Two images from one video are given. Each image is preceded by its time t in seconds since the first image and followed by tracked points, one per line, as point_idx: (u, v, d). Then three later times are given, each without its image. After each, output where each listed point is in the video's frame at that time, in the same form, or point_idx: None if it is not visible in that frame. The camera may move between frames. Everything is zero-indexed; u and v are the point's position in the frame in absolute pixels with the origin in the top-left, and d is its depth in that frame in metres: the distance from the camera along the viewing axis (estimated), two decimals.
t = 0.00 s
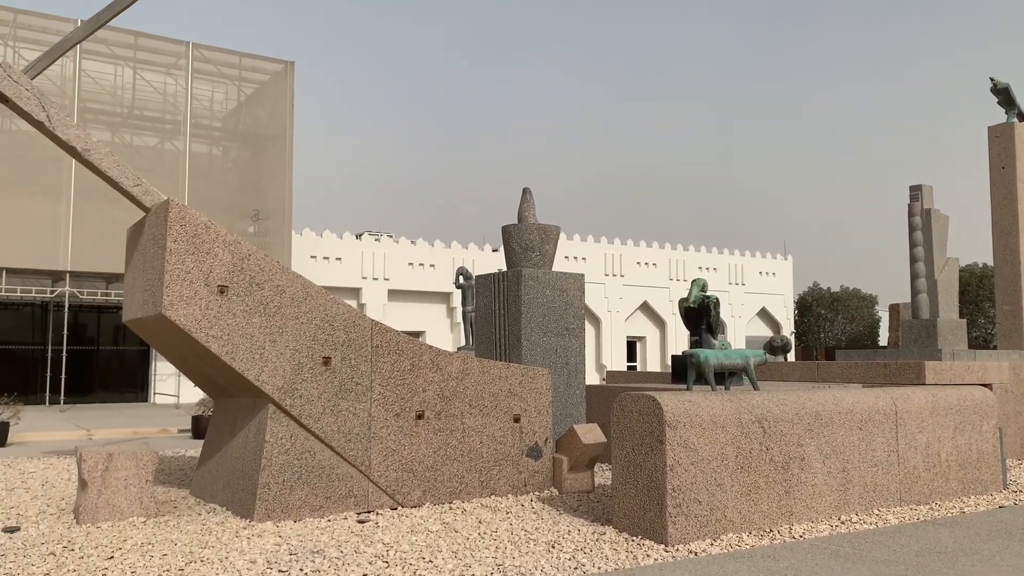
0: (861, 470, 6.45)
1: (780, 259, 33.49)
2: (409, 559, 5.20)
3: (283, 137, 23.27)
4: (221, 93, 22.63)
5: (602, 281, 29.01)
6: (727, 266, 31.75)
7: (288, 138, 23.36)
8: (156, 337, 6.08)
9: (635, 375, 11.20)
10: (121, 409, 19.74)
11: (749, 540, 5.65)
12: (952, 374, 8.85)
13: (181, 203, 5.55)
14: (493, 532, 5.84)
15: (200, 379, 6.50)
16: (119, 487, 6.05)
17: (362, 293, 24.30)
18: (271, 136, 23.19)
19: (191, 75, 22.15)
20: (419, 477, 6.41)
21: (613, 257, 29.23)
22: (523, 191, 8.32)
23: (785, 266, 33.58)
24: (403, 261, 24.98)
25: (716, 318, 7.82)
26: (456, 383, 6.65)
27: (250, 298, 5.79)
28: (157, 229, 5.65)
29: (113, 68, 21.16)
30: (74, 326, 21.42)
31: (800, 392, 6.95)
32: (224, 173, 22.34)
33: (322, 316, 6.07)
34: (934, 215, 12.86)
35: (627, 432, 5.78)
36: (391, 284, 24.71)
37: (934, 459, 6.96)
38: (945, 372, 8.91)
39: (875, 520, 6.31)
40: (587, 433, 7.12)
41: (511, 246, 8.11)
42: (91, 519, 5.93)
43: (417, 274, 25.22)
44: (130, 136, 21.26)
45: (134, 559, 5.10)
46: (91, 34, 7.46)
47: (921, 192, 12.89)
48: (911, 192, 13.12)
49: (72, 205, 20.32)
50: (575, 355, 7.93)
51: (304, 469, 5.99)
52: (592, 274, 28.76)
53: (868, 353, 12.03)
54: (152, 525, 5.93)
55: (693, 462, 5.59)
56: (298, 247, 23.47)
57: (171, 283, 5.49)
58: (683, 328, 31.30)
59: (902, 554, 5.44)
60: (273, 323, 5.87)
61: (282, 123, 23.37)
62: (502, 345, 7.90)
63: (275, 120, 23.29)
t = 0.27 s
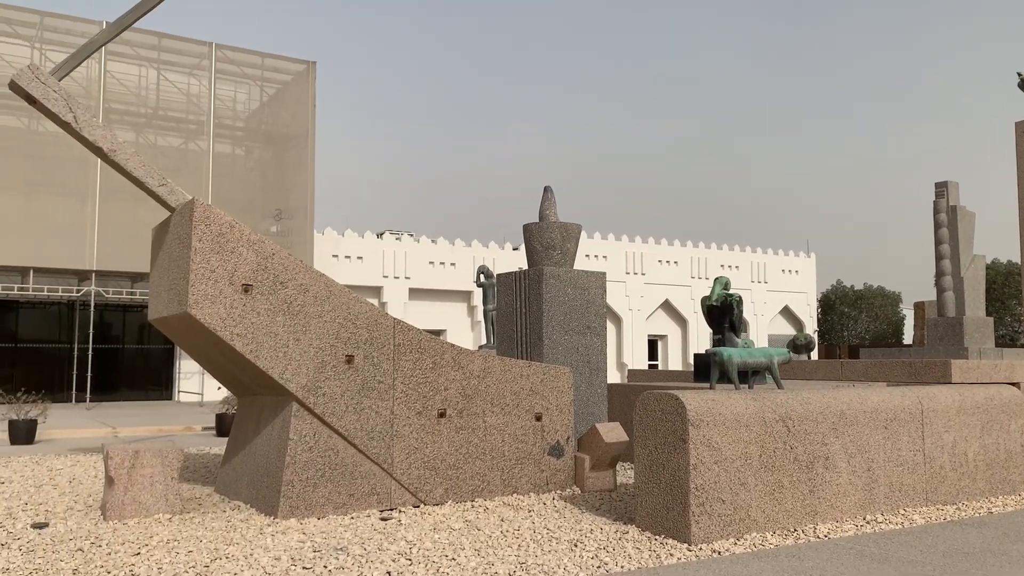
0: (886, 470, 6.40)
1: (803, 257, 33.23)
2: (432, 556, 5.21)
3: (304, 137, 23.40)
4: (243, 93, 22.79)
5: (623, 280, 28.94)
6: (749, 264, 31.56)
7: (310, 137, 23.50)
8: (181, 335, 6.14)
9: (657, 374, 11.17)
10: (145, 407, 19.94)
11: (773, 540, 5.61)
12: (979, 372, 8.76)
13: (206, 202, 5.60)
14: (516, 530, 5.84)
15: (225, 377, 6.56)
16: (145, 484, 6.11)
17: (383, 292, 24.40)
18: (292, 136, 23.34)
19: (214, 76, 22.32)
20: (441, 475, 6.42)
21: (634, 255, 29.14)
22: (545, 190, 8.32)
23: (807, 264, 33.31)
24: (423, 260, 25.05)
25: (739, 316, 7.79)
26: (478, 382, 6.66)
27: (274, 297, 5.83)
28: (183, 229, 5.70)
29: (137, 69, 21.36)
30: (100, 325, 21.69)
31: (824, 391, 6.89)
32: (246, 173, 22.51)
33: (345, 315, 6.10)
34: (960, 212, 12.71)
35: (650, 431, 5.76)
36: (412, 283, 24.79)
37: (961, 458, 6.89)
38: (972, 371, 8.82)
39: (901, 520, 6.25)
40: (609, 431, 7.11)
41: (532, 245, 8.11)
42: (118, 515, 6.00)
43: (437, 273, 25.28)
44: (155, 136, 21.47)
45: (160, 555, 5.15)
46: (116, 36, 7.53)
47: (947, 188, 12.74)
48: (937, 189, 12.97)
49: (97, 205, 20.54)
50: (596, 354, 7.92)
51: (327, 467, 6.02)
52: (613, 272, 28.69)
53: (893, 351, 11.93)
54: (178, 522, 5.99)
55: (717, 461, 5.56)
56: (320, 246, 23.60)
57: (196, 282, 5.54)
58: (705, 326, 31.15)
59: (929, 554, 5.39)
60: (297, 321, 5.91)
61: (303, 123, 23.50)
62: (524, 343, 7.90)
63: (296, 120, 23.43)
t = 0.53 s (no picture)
0: (909, 468, 6.34)
1: (823, 253, 32.97)
2: (452, 552, 5.22)
3: (323, 135, 23.49)
4: (263, 91, 22.91)
5: (642, 277, 28.85)
6: (769, 260, 31.37)
7: (329, 135, 23.59)
8: (203, 332, 6.18)
9: (676, 371, 11.14)
10: (166, 403, 20.11)
11: (794, 538, 5.58)
12: (1004, 369, 8.68)
13: (227, 200, 5.63)
14: (535, 527, 5.84)
15: (246, 373, 6.60)
16: (167, 479, 6.16)
17: (402, 289, 24.46)
18: (311, 134, 23.43)
19: (234, 74, 22.44)
20: (460, 472, 6.43)
21: (653, 252, 29.04)
22: (564, 186, 8.30)
23: (828, 260, 33.06)
24: (442, 257, 25.08)
25: (759, 313, 7.75)
26: (497, 378, 6.66)
27: (295, 293, 5.86)
28: (204, 225, 5.73)
29: (158, 67, 21.50)
30: (121, 321, 21.91)
31: (846, 388, 6.84)
32: (265, 170, 22.63)
33: (365, 311, 6.11)
34: (985, 208, 12.56)
35: (670, 428, 5.73)
36: (430, 280, 24.83)
37: (985, 457, 6.81)
38: (997, 368, 8.73)
39: (924, 519, 6.19)
40: (629, 428, 7.08)
41: (551, 241, 8.10)
42: (140, 510, 6.06)
43: (455, 270, 25.32)
44: (175, 134, 21.62)
45: (183, 550, 5.19)
46: (138, 34, 7.58)
47: (971, 184, 12.60)
48: (961, 184, 12.83)
49: (119, 203, 20.72)
50: (615, 351, 7.89)
51: (348, 463, 6.04)
52: (632, 269, 28.61)
53: (916, 349, 11.83)
54: (199, 517, 6.03)
55: (737, 458, 5.53)
56: (339, 243, 23.70)
57: (218, 279, 5.57)
58: (724, 323, 31.00)
59: (953, 553, 5.34)
60: (317, 318, 5.93)
61: (322, 121, 23.59)
62: (543, 340, 7.89)
63: (315, 117, 23.52)
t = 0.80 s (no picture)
0: (926, 468, 6.29)
1: (839, 251, 32.78)
2: (466, 549, 5.22)
3: (337, 132, 23.55)
4: (277, 89, 23.00)
5: (656, 274, 28.78)
6: (784, 258, 31.23)
7: (343, 132, 23.65)
8: (218, 329, 6.22)
9: (691, 369, 11.12)
10: (181, 400, 20.23)
11: (809, 537, 5.55)
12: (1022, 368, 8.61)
13: (242, 197, 5.65)
14: (549, 524, 5.84)
15: (261, 370, 6.63)
16: (183, 475, 6.20)
17: (416, 286, 24.51)
18: (325, 131, 23.49)
19: (249, 72, 22.54)
20: (474, 469, 6.44)
21: (667, 249, 28.96)
22: (578, 183, 8.29)
23: (844, 258, 32.86)
24: (456, 254, 25.10)
25: (775, 311, 7.71)
26: (511, 376, 6.66)
27: (310, 290, 5.88)
28: (219, 223, 5.76)
29: (174, 65, 21.62)
30: (137, 318, 22.08)
31: (862, 387, 6.80)
32: (280, 168, 22.72)
33: (379, 308, 6.13)
34: (1002, 205, 12.44)
35: (684, 427, 5.71)
36: (444, 277, 24.86)
37: (1003, 456, 6.76)
38: (1014, 367, 8.66)
39: (941, 519, 6.14)
40: (643, 427, 7.07)
41: (565, 239, 8.09)
42: (156, 506, 6.10)
43: (469, 267, 25.34)
44: (191, 132, 21.74)
45: (199, 546, 5.22)
46: (155, 33, 7.62)
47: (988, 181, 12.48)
48: (978, 181, 12.72)
49: (135, 200, 20.86)
50: (629, 348, 7.88)
51: (362, 460, 6.06)
52: (646, 267, 28.55)
53: (933, 347, 11.77)
54: (215, 513, 6.07)
55: (752, 457, 5.50)
56: (353, 241, 23.77)
57: (233, 276, 5.60)
58: (739, 321, 30.89)
59: (970, 553, 5.30)
60: (331, 315, 5.95)
61: (336, 118, 23.65)
62: (556, 337, 7.89)
63: (329, 115, 23.58)
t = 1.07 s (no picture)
0: (935, 468, 6.26)
1: (847, 250, 32.65)
2: (473, 548, 5.22)
3: (345, 131, 23.56)
4: (285, 88, 23.04)
5: (663, 274, 28.73)
6: (792, 257, 31.13)
7: (351, 131, 23.67)
8: (226, 327, 6.23)
9: (698, 368, 11.09)
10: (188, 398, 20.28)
11: (817, 537, 5.53)
12: None
13: (250, 195, 5.66)
14: (556, 524, 5.83)
15: (268, 368, 6.64)
16: (191, 473, 6.22)
17: (423, 284, 24.53)
18: (333, 130, 23.51)
19: (257, 71, 22.59)
20: (481, 468, 6.43)
21: (674, 248, 28.91)
22: (585, 182, 8.27)
23: (853, 257, 32.72)
24: (463, 253, 25.11)
25: (783, 311, 7.68)
26: (518, 375, 6.65)
27: (317, 289, 5.88)
28: (227, 221, 5.77)
29: (182, 64, 21.68)
30: (145, 316, 22.17)
31: (870, 386, 6.77)
32: (288, 167, 22.76)
33: (387, 307, 6.13)
34: (1013, 205, 12.37)
35: (691, 426, 5.70)
36: (451, 276, 24.87)
37: (1013, 457, 6.72)
38: None
39: (950, 519, 6.11)
40: (650, 426, 7.05)
41: (572, 238, 8.08)
42: (164, 503, 6.11)
43: (477, 266, 25.34)
44: (199, 131, 21.80)
45: (206, 543, 5.24)
46: (164, 31, 7.63)
47: (999, 180, 12.41)
48: (988, 180, 12.65)
49: (143, 198, 20.93)
50: (637, 348, 7.86)
51: (369, 458, 6.06)
52: (654, 266, 28.51)
53: (943, 347, 11.72)
54: (222, 510, 6.08)
55: (760, 457, 5.48)
56: (361, 239, 23.80)
57: (241, 274, 5.60)
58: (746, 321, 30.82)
59: (980, 554, 5.27)
60: (339, 314, 5.96)
61: (344, 117, 23.66)
62: (563, 336, 7.88)
63: (337, 114, 23.60)
